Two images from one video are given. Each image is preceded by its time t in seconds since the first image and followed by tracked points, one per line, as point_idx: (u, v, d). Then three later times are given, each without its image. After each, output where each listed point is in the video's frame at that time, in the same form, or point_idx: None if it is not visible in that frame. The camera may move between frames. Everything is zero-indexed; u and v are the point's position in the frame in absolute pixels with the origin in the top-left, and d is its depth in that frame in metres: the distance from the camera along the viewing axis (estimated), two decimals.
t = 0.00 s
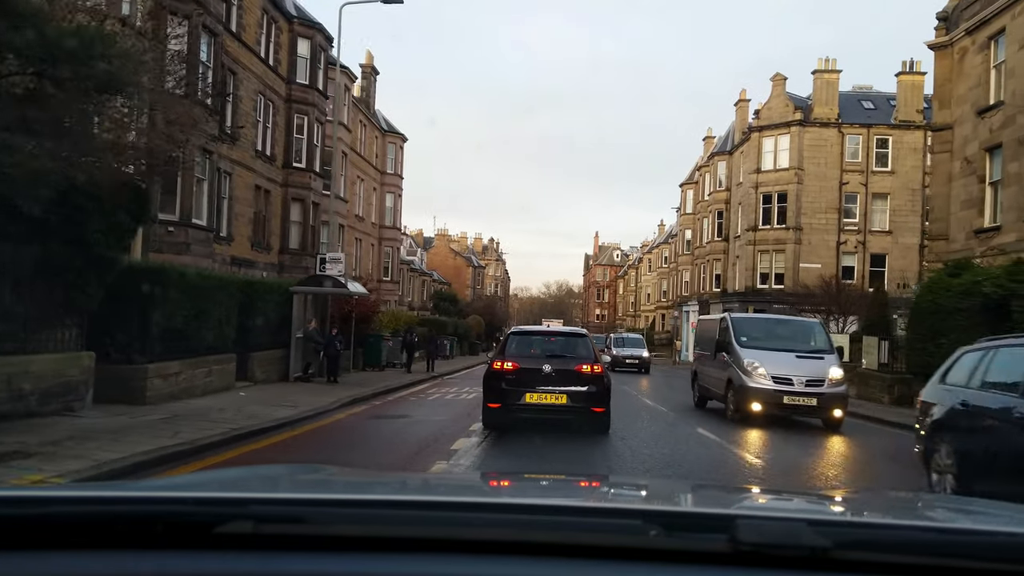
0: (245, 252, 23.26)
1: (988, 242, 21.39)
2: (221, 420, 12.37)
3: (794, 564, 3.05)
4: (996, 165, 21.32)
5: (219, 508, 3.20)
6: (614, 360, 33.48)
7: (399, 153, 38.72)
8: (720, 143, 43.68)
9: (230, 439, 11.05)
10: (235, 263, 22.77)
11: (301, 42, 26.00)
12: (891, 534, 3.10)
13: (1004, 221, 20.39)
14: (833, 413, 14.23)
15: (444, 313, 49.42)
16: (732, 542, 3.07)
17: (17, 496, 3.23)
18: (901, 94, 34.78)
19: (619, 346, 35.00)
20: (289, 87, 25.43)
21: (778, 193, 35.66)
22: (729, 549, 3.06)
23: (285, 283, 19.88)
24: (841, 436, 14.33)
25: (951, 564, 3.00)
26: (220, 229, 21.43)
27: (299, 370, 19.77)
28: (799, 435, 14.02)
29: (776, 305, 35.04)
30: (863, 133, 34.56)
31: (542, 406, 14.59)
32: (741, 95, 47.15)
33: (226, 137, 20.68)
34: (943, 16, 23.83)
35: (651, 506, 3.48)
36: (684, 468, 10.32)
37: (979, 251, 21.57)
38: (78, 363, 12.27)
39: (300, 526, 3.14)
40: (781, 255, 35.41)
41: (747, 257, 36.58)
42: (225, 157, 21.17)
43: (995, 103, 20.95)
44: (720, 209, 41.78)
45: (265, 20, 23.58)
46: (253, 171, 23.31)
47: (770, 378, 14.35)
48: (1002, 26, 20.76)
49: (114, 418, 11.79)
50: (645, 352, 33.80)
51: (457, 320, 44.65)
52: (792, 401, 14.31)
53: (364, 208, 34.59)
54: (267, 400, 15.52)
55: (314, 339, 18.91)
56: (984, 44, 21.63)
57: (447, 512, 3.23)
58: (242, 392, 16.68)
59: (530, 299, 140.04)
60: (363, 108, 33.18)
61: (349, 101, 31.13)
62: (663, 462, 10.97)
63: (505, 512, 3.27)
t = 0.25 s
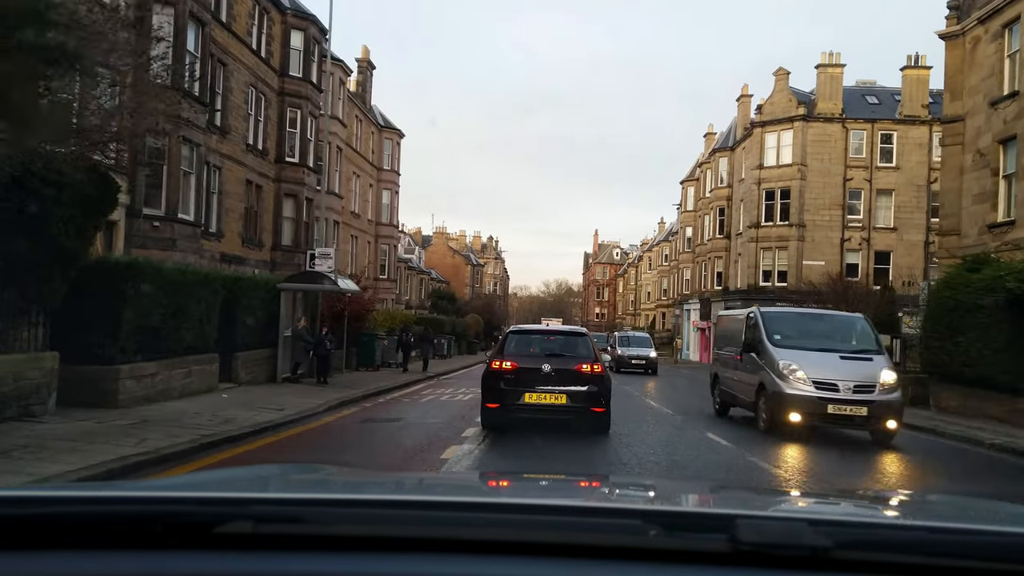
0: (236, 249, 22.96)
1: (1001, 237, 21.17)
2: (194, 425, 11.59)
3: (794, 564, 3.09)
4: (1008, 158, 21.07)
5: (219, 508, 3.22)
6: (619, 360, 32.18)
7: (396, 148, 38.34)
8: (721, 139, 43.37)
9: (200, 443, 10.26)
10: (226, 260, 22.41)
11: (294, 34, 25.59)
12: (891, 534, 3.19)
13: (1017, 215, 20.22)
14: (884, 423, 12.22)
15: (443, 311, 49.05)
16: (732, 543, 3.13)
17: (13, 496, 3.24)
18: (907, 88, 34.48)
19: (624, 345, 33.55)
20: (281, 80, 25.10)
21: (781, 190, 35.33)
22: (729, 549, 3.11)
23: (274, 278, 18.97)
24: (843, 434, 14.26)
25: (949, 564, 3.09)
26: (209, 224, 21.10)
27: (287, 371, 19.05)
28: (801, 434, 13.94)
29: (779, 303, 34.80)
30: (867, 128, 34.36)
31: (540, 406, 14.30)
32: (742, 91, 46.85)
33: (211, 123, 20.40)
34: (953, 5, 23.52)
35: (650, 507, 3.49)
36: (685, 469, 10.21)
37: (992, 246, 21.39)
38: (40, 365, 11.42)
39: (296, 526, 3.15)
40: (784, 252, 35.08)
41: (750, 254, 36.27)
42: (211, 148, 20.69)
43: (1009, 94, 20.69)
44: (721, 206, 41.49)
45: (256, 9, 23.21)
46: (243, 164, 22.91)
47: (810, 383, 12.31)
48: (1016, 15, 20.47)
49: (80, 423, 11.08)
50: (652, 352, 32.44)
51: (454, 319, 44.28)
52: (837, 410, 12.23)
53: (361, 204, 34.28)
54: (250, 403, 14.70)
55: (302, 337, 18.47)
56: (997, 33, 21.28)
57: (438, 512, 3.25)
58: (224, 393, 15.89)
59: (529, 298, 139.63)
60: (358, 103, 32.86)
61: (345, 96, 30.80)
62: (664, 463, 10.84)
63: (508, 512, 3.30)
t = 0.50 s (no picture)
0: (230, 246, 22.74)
1: (1016, 232, 20.79)
2: (169, 429, 10.88)
3: (795, 564, 2.99)
4: (1021, 152, 20.78)
5: (218, 507, 3.14)
6: (626, 361, 30.51)
7: (395, 145, 38.11)
8: (724, 135, 43.04)
9: (171, 451, 9.53)
10: (219, 257, 22.14)
11: (288, 26, 25.35)
12: (891, 534, 3.03)
13: None
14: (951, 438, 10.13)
15: (442, 310, 48.79)
16: (732, 542, 3.02)
17: (16, 496, 3.17)
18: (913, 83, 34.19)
19: (631, 344, 31.74)
20: (275, 73, 24.87)
21: (785, 186, 35.05)
22: (728, 549, 3.00)
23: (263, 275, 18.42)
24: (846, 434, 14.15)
25: (946, 565, 2.95)
26: (200, 220, 20.81)
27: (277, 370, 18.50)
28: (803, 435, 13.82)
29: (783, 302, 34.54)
30: (872, 124, 34.09)
31: (540, 405, 14.04)
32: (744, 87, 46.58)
33: (202, 117, 20.22)
34: None
35: (652, 505, 3.39)
36: (686, 470, 10.09)
37: (1006, 242, 21.05)
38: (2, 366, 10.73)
39: (296, 526, 3.08)
40: (788, 250, 34.80)
41: (754, 252, 36.00)
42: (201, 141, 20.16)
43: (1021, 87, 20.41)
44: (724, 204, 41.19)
45: None
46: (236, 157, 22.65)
47: (860, 390, 10.18)
48: None
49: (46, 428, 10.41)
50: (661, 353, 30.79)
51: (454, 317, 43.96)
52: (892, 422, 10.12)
53: (359, 201, 34.02)
54: (235, 405, 13.98)
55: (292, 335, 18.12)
56: (1011, 23, 21.05)
57: (432, 510, 3.15)
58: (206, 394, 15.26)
59: (530, 297, 139.35)
60: (356, 99, 32.61)
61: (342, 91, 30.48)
62: (665, 464, 10.71)
63: (510, 511, 3.20)
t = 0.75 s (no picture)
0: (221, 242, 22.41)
1: None
2: (144, 435, 10.30)
3: (795, 564, 3.02)
4: None
5: (216, 508, 3.14)
6: (634, 363, 28.57)
7: (392, 141, 37.85)
8: (726, 132, 42.77)
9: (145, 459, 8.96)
10: (209, 255, 21.87)
11: (282, 18, 25.15)
12: (892, 533, 3.09)
13: None
14: None
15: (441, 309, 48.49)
16: (732, 543, 3.05)
17: (16, 496, 3.16)
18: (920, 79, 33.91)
19: (640, 345, 29.76)
20: (269, 65, 24.61)
21: (789, 184, 34.82)
22: (728, 549, 3.03)
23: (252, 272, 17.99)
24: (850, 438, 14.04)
25: (953, 566, 3.02)
26: (190, 216, 20.52)
27: (266, 372, 17.98)
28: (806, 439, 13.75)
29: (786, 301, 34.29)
30: (877, 120, 33.78)
31: (542, 405, 13.77)
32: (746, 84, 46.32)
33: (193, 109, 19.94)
34: None
35: (651, 507, 3.41)
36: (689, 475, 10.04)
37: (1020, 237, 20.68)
38: None
39: (295, 525, 3.08)
40: (792, 248, 34.55)
41: (757, 250, 35.72)
42: (187, 132, 19.68)
43: None
44: (727, 202, 40.94)
45: None
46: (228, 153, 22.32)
47: (940, 403, 8.44)
48: None
49: (8, 435, 9.72)
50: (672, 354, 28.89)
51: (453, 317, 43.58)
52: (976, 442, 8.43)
53: (356, 198, 33.74)
54: (217, 407, 13.43)
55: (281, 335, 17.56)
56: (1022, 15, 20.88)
57: (433, 511, 3.17)
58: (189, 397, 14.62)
59: (529, 296, 139.01)
60: (354, 94, 32.33)
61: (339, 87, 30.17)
62: (667, 467, 10.68)
63: (515, 512, 3.22)
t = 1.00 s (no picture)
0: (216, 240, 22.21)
1: None
2: (116, 443, 9.60)
3: (795, 565, 2.97)
4: None
5: (215, 507, 3.07)
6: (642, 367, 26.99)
7: (391, 139, 37.66)
8: (730, 131, 42.49)
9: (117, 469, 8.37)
10: (203, 253, 21.61)
11: (279, 12, 24.94)
12: (891, 533, 3.03)
13: None
14: None
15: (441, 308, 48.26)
16: (732, 543, 2.99)
17: (20, 495, 3.09)
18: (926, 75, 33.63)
19: (649, 347, 27.75)
20: (265, 60, 24.38)
21: (793, 182, 34.60)
22: (728, 549, 2.97)
23: (240, 269, 17.57)
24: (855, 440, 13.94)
25: (952, 565, 2.95)
26: (181, 213, 20.25)
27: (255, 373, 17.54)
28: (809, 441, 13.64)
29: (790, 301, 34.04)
30: (884, 118, 33.42)
31: (542, 406, 13.56)
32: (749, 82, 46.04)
33: (184, 103, 19.74)
34: None
35: (653, 506, 3.34)
36: (689, 476, 9.92)
37: None
38: None
39: (294, 525, 3.00)
40: (796, 247, 34.31)
41: (761, 250, 35.46)
42: (178, 126, 19.49)
43: None
44: (730, 200, 40.68)
45: None
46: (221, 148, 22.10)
47: None
48: None
49: None
50: (684, 356, 26.90)
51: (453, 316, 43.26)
52: None
53: (354, 196, 33.52)
54: (199, 411, 12.80)
55: (270, 334, 17.17)
56: None
57: (435, 511, 3.09)
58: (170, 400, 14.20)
59: (530, 296, 138.76)
60: (352, 91, 32.10)
61: (337, 84, 29.89)
62: (668, 467, 10.56)
63: (519, 511, 3.14)
